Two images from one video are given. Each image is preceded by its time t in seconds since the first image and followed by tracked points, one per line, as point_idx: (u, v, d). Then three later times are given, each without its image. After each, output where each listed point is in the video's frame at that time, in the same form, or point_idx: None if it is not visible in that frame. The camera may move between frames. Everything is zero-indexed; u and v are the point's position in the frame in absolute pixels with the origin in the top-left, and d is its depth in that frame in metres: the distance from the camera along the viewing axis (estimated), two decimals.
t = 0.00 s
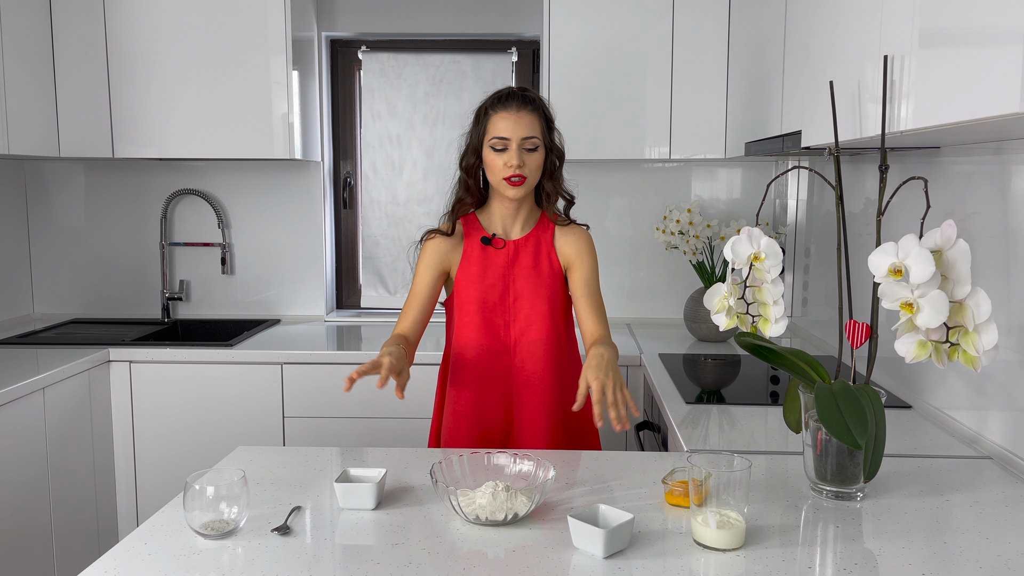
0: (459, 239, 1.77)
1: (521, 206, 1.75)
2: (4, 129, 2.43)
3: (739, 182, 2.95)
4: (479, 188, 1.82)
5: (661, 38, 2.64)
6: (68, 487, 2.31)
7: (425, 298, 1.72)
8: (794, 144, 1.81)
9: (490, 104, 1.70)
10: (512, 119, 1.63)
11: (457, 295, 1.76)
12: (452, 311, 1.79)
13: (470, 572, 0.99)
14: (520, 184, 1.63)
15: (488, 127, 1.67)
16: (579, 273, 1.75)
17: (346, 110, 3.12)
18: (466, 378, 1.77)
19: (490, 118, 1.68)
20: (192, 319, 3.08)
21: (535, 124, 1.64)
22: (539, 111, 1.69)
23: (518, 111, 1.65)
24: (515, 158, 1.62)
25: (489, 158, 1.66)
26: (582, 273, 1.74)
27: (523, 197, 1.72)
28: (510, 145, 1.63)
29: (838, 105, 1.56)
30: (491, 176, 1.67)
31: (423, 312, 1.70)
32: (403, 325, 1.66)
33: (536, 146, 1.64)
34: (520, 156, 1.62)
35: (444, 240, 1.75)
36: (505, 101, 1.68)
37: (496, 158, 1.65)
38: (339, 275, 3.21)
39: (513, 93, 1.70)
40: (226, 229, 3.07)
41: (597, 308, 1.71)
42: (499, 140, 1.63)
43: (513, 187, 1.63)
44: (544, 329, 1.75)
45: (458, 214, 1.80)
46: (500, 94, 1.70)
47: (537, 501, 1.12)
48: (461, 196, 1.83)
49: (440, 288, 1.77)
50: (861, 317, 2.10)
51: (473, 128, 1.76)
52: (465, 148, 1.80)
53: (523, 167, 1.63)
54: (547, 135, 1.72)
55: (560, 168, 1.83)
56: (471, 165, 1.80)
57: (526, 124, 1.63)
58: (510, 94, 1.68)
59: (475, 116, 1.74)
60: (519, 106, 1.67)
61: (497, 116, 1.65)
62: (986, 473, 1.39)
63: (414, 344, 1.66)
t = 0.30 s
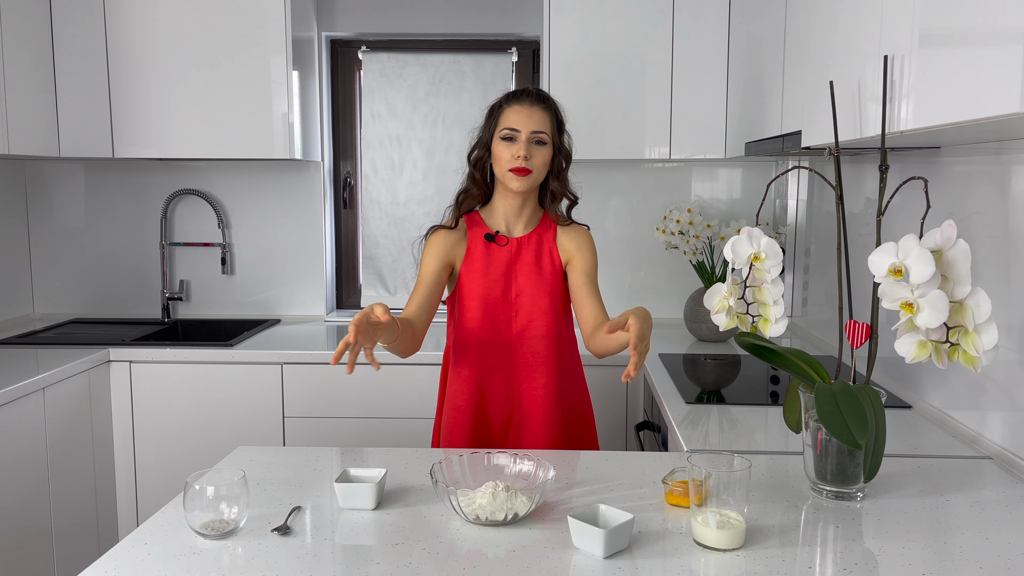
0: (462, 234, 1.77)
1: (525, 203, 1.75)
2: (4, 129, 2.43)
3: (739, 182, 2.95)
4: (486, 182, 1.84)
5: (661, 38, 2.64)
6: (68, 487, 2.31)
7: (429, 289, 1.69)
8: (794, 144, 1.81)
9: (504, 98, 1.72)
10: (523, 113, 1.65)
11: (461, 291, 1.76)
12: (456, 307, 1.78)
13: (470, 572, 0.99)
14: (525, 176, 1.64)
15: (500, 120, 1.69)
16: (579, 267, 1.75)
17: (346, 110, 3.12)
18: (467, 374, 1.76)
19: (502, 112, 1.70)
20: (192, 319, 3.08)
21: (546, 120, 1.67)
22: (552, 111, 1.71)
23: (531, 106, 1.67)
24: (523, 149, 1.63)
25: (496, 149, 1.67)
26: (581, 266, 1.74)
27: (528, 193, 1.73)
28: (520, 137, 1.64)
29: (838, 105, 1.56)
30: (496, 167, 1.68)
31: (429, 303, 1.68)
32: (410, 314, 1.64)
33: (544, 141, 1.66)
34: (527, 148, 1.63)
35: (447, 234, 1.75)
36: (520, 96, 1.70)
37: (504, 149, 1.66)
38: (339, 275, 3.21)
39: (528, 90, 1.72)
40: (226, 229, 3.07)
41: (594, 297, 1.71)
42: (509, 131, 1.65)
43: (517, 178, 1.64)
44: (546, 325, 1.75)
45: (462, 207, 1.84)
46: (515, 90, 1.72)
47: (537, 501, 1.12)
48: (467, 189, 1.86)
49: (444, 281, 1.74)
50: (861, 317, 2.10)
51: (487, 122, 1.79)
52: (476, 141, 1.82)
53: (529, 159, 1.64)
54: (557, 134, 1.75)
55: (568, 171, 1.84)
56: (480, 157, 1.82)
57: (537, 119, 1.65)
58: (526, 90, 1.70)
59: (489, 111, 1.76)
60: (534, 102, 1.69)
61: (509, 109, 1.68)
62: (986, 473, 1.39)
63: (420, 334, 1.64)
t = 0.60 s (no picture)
0: (471, 232, 1.76)
1: (536, 202, 1.75)
2: (4, 130, 2.43)
3: (739, 182, 2.95)
4: (498, 182, 1.84)
5: (661, 38, 2.64)
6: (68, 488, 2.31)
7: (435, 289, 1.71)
8: (794, 144, 1.81)
9: (519, 99, 1.72)
10: (538, 112, 1.66)
11: (467, 288, 1.76)
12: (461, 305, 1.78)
13: (470, 572, 0.99)
14: (538, 175, 1.65)
15: (514, 119, 1.70)
16: (585, 272, 1.75)
17: (346, 110, 3.12)
18: (469, 372, 1.76)
19: (517, 112, 1.71)
20: (192, 319, 3.08)
21: (560, 121, 1.67)
22: (566, 112, 1.72)
23: (545, 107, 1.68)
24: (536, 148, 1.63)
25: (509, 147, 1.68)
26: (588, 271, 1.75)
27: (539, 192, 1.73)
28: (534, 136, 1.65)
29: (838, 105, 1.56)
30: (509, 166, 1.68)
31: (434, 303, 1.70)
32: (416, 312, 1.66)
33: (558, 141, 1.67)
34: (541, 147, 1.64)
35: (457, 233, 1.75)
36: (535, 96, 1.71)
37: (517, 147, 1.66)
38: (339, 275, 3.21)
39: (542, 91, 1.73)
40: (226, 229, 3.07)
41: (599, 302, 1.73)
42: (523, 130, 1.66)
43: (530, 177, 1.65)
44: (550, 326, 1.75)
45: (474, 206, 1.83)
46: (530, 91, 1.73)
47: (537, 501, 1.12)
48: (479, 188, 1.86)
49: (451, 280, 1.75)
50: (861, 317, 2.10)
51: (500, 122, 1.79)
52: (489, 141, 1.83)
53: (542, 159, 1.64)
54: (569, 135, 1.75)
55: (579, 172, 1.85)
56: (493, 157, 1.83)
57: (552, 119, 1.66)
58: (540, 91, 1.71)
59: (503, 110, 1.77)
60: (549, 103, 1.70)
61: (524, 108, 1.68)
62: (986, 473, 1.39)
63: (426, 332, 1.67)
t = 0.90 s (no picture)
0: (476, 230, 1.77)
1: (542, 203, 1.75)
2: (4, 130, 2.43)
3: (739, 182, 2.95)
4: (505, 182, 1.85)
5: (661, 38, 2.64)
6: (68, 488, 2.31)
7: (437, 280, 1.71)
8: (794, 144, 1.81)
9: (527, 99, 1.73)
10: (546, 113, 1.66)
11: (472, 284, 1.77)
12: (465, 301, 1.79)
13: (470, 572, 0.99)
14: (543, 175, 1.64)
15: (521, 119, 1.70)
16: (588, 269, 1.73)
17: (346, 110, 3.12)
18: (471, 370, 1.77)
19: (525, 112, 1.71)
20: (192, 319, 3.08)
21: (567, 122, 1.67)
22: (573, 113, 1.72)
23: (553, 107, 1.68)
24: (543, 149, 1.63)
25: (516, 147, 1.68)
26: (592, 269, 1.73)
27: (545, 193, 1.73)
28: (541, 136, 1.65)
29: (838, 104, 1.56)
30: (515, 166, 1.69)
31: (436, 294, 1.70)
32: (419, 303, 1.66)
33: (564, 142, 1.66)
34: (548, 147, 1.64)
35: (463, 229, 1.75)
36: (542, 96, 1.71)
37: (524, 147, 1.66)
38: (339, 275, 3.21)
39: (550, 91, 1.73)
40: (226, 229, 3.07)
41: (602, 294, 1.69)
42: (530, 130, 1.66)
43: (535, 177, 1.65)
44: (552, 326, 1.75)
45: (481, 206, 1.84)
46: (539, 91, 1.73)
47: (537, 501, 1.11)
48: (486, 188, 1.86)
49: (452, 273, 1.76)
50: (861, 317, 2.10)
51: (508, 123, 1.80)
52: (496, 141, 1.83)
53: (549, 159, 1.64)
54: (577, 136, 1.75)
55: (586, 173, 1.85)
56: (500, 157, 1.83)
57: (559, 120, 1.66)
58: (548, 91, 1.71)
59: (511, 111, 1.77)
60: (557, 103, 1.70)
61: (532, 109, 1.68)
62: (985, 473, 1.39)
63: (424, 320, 1.67)
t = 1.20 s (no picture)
0: (478, 231, 1.77)
1: (543, 203, 1.74)
2: (4, 129, 2.43)
3: (739, 183, 2.95)
4: (507, 183, 1.84)
5: (661, 38, 2.64)
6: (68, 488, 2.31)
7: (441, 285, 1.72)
8: (794, 144, 1.81)
9: (527, 100, 1.73)
10: (546, 114, 1.66)
11: (473, 284, 1.78)
12: (467, 300, 1.80)
13: (470, 572, 0.99)
14: (544, 177, 1.64)
15: (522, 121, 1.70)
16: (588, 272, 1.73)
17: (346, 110, 3.12)
18: (471, 370, 1.77)
19: (525, 113, 1.71)
20: (192, 319, 3.08)
21: (567, 123, 1.67)
22: (574, 113, 1.72)
23: (553, 108, 1.68)
24: (543, 150, 1.63)
25: (517, 148, 1.68)
26: (592, 271, 1.73)
27: (546, 194, 1.72)
28: (541, 138, 1.65)
29: (838, 104, 1.56)
30: (516, 167, 1.69)
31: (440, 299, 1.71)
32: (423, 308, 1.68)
33: (565, 143, 1.66)
34: (548, 149, 1.64)
35: (464, 229, 1.76)
36: (543, 97, 1.70)
37: (524, 148, 1.66)
38: (339, 275, 3.21)
39: (551, 92, 1.73)
40: (226, 229, 3.07)
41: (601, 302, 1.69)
42: (530, 131, 1.66)
43: (536, 179, 1.65)
44: (553, 326, 1.75)
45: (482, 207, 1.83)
46: (539, 92, 1.73)
47: (537, 501, 1.12)
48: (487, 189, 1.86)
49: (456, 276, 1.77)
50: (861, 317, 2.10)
51: (509, 124, 1.80)
52: (497, 142, 1.83)
53: (550, 161, 1.64)
54: (578, 136, 1.75)
55: (588, 173, 1.84)
56: (501, 158, 1.83)
57: (559, 121, 1.66)
58: (548, 92, 1.71)
59: (511, 112, 1.77)
60: (557, 104, 1.69)
61: (532, 110, 1.68)
62: (985, 473, 1.39)
63: (430, 326, 1.68)
